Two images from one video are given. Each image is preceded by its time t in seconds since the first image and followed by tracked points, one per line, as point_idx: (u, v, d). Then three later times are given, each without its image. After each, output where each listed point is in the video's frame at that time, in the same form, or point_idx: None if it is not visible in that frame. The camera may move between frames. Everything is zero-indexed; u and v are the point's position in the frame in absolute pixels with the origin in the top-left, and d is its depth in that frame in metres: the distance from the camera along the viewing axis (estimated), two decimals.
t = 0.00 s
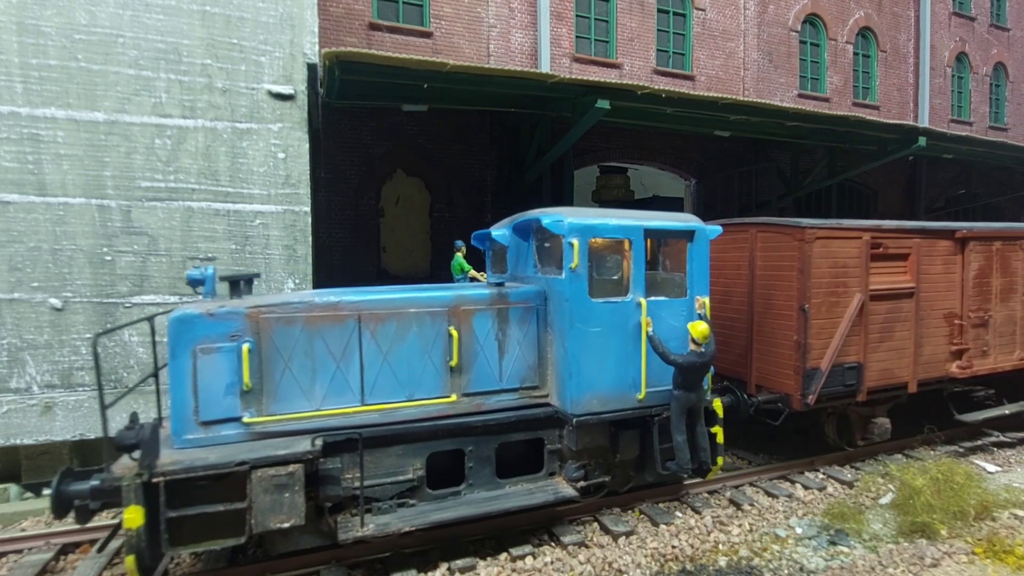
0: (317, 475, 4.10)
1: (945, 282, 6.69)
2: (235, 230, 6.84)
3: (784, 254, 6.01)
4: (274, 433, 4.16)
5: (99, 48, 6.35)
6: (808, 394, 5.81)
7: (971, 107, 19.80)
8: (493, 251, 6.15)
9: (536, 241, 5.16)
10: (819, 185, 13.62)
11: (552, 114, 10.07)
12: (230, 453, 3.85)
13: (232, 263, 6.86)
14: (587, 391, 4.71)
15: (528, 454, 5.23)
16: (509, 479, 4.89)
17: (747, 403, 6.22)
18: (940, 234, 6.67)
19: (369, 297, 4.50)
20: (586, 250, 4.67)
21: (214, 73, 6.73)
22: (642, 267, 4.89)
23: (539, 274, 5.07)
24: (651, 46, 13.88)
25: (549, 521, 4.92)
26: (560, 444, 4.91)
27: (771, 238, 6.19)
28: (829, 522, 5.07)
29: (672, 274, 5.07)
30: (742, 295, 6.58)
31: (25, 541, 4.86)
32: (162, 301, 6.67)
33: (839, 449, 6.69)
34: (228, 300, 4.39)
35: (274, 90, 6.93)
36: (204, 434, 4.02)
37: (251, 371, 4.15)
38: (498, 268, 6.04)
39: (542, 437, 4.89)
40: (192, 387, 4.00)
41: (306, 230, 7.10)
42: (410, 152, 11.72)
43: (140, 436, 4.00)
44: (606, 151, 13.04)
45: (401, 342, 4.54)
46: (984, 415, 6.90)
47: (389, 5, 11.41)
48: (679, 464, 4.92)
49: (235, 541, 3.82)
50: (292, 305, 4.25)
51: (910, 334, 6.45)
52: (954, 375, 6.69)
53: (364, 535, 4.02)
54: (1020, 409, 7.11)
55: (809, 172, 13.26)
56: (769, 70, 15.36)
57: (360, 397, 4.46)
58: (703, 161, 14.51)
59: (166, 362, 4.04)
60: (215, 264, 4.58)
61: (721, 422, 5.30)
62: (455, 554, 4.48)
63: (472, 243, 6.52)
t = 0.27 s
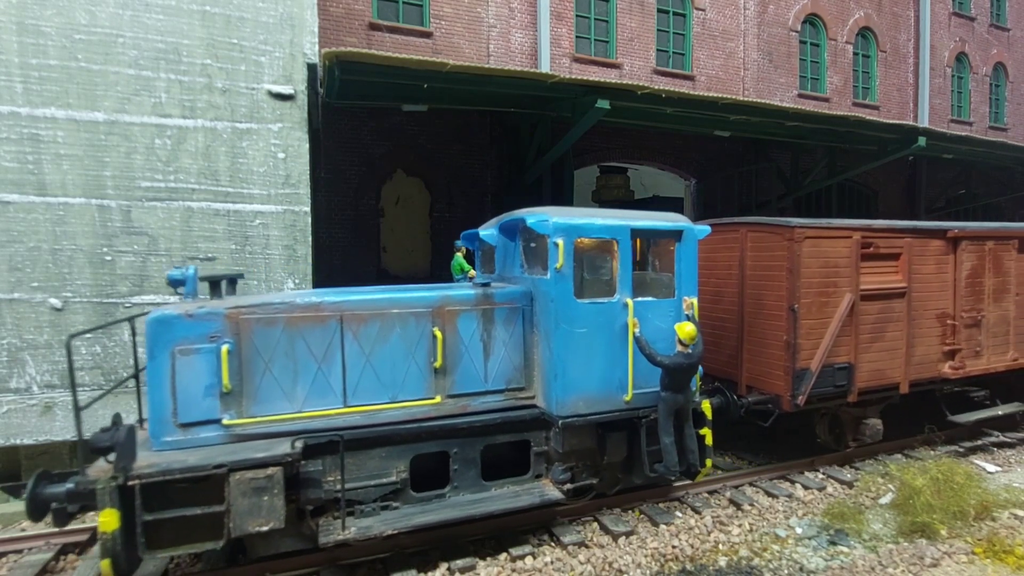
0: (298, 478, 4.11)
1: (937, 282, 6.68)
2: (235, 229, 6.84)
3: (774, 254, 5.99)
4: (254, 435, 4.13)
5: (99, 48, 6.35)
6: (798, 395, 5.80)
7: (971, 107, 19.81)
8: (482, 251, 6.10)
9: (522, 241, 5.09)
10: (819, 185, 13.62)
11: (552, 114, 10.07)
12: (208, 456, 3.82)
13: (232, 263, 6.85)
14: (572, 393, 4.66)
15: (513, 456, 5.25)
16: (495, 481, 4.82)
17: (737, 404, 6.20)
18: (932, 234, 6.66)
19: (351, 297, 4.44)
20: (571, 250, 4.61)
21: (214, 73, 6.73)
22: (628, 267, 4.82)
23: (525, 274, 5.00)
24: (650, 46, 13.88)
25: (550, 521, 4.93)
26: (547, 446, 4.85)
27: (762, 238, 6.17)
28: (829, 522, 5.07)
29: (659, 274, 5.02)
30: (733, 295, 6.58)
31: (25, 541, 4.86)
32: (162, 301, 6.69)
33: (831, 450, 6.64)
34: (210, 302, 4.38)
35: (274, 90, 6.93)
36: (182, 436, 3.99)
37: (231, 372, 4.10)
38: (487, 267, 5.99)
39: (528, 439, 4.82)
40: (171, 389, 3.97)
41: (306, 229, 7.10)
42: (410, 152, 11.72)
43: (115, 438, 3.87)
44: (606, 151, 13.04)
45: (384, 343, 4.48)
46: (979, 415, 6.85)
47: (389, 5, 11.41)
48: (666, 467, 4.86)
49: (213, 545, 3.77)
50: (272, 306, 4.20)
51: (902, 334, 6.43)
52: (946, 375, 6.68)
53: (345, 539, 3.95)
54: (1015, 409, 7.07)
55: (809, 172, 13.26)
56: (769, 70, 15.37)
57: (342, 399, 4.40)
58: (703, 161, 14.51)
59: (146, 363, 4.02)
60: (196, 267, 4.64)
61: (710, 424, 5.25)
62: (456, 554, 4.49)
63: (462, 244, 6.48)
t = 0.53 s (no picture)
0: (277, 481, 4.09)
1: (929, 283, 6.63)
2: (235, 230, 6.84)
3: (763, 254, 5.97)
4: (232, 437, 4.09)
5: (99, 48, 6.35)
6: (787, 397, 5.78)
7: (971, 107, 19.80)
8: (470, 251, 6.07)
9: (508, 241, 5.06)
10: (819, 185, 13.62)
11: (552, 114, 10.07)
12: (184, 459, 3.78)
13: (232, 263, 6.85)
14: (557, 394, 4.61)
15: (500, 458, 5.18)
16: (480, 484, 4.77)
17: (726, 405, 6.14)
18: (924, 234, 6.59)
19: (333, 298, 4.39)
20: (555, 250, 4.56)
21: (214, 74, 6.73)
22: (615, 267, 4.78)
23: (511, 274, 4.96)
24: (650, 46, 13.88)
25: (551, 522, 4.93)
26: (532, 448, 4.79)
27: (751, 238, 6.15)
28: (829, 522, 5.07)
29: (646, 274, 4.99)
30: (723, 295, 6.57)
31: (25, 541, 4.86)
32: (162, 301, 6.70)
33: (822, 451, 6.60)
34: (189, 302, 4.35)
35: (274, 90, 6.93)
36: (160, 438, 3.97)
37: (209, 373, 4.06)
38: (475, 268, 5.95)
39: (513, 441, 4.77)
40: (148, 390, 3.95)
41: (306, 229, 7.10)
42: (410, 152, 11.72)
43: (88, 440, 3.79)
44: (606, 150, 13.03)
45: (366, 344, 4.44)
46: (971, 417, 6.81)
47: (389, 5, 11.41)
48: (653, 470, 4.80)
49: (190, 548, 3.75)
50: (251, 307, 4.16)
51: (893, 335, 6.39)
52: (937, 377, 6.63)
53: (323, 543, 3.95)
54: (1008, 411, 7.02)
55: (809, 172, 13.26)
56: (769, 70, 15.36)
57: (323, 401, 4.36)
58: (703, 161, 14.51)
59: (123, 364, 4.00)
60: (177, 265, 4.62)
61: (698, 425, 5.20)
62: (457, 554, 4.49)
63: (452, 243, 6.46)
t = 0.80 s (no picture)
0: (252, 484, 4.02)
1: (921, 284, 6.58)
2: (235, 230, 6.84)
3: (752, 254, 5.93)
4: (209, 440, 4.02)
5: (99, 48, 6.35)
6: (776, 399, 5.73)
7: (971, 107, 19.81)
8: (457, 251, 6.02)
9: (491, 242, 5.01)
10: (819, 185, 13.62)
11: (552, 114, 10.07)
12: (157, 463, 3.73)
13: (232, 264, 6.85)
14: (540, 397, 4.58)
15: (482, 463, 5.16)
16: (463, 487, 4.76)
17: (714, 408, 6.04)
18: (916, 234, 6.56)
19: (312, 299, 4.33)
20: (538, 250, 4.55)
21: (214, 74, 6.73)
22: (599, 268, 4.75)
23: (495, 274, 4.90)
24: (650, 46, 13.88)
25: (551, 521, 4.94)
26: (516, 451, 4.78)
27: (740, 238, 6.11)
28: (829, 522, 5.07)
29: (630, 274, 4.95)
30: (712, 295, 6.54)
31: (23, 541, 4.75)
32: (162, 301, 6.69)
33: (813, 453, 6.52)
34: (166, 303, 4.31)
35: (274, 90, 6.94)
36: (134, 441, 3.90)
37: (185, 375, 3.99)
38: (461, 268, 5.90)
39: (497, 443, 4.76)
40: (123, 392, 3.89)
41: (306, 230, 7.10)
42: (410, 152, 11.72)
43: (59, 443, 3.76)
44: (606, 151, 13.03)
45: (346, 345, 4.37)
46: (964, 418, 6.76)
47: (389, 5, 11.41)
48: (638, 473, 4.78)
49: (164, 552, 3.71)
50: (228, 308, 4.09)
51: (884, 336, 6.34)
52: (930, 378, 6.60)
53: (299, 547, 3.90)
54: (1001, 413, 6.98)
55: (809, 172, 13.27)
56: (769, 70, 15.37)
57: (302, 403, 4.29)
58: (703, 161, 14.52)
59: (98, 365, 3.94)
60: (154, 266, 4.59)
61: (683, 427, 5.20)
62: (456, 555, 4.49)
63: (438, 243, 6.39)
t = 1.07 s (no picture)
0: (230, 488, 3.95)
1: (912, 284, 6.52)
2: (235, 230, 6.84)
3: (741, 255, 5.90)
4: (184, 443, 3.94)
5: (99, 48, 6.35)
6: (764, 400, 5.70)
7: (971, 107, 19.81)
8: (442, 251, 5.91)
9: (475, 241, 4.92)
10: (818, 185, 13.63)
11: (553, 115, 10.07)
12: (131, 466, 3.63)
13: (232, 264, 6.85)
14: (523, 399, 4.50)
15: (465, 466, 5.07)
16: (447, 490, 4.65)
17: (701, 408, 6.04)
18: (907, 234, 6.49)
19: (289, 299, 4.26)
20: (520, 250, 4.44)
21: (214, 73, 6.73)
22: (583, 268, 4.65)
23: (479, 274, 4.82)
24: (651, 46, 13.88)
25: (550, 521, 4.94)
26: (500, 452, 4.67)
27: (729, 238, 6.08)
28: (829, 522, 5.07)
29: (614, 273, 4.84)
30: (701, 295, 6.50)
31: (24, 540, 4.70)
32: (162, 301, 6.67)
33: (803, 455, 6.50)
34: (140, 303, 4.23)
35: (274, 90, 6.94)
36: (108, 444, 3.82)
37: (160, 377, 3.91)
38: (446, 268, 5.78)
39: (480, 446, 4.66)
40: (96, 394, 3.81)
41: (306, 230, 7.10)
42: (410, 151, 11.72)
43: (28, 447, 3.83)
44: (607, 150, 13.03)
45: (325, 346, 4.29)
46: (956, 420, 6.71)
47: (389, 5, 11.41)
48: (623, 476, 4.68)
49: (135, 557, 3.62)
50: (204, 309, 4.01)
51: (874, 337, 6.28)
52: (921, 379, 6.54)
53: (276, 552, 3.83)
54: (994, 414, 6.92)
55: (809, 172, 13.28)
56: (769, 70, 15.36)
57: (280, 405, 4.21)
58: (703, 161, 14.53)
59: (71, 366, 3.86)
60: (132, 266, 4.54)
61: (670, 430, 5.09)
62: (456, 555, 4.48)
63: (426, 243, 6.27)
